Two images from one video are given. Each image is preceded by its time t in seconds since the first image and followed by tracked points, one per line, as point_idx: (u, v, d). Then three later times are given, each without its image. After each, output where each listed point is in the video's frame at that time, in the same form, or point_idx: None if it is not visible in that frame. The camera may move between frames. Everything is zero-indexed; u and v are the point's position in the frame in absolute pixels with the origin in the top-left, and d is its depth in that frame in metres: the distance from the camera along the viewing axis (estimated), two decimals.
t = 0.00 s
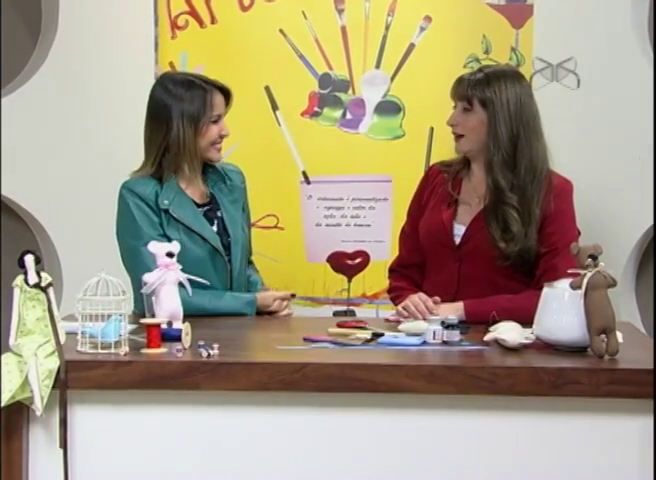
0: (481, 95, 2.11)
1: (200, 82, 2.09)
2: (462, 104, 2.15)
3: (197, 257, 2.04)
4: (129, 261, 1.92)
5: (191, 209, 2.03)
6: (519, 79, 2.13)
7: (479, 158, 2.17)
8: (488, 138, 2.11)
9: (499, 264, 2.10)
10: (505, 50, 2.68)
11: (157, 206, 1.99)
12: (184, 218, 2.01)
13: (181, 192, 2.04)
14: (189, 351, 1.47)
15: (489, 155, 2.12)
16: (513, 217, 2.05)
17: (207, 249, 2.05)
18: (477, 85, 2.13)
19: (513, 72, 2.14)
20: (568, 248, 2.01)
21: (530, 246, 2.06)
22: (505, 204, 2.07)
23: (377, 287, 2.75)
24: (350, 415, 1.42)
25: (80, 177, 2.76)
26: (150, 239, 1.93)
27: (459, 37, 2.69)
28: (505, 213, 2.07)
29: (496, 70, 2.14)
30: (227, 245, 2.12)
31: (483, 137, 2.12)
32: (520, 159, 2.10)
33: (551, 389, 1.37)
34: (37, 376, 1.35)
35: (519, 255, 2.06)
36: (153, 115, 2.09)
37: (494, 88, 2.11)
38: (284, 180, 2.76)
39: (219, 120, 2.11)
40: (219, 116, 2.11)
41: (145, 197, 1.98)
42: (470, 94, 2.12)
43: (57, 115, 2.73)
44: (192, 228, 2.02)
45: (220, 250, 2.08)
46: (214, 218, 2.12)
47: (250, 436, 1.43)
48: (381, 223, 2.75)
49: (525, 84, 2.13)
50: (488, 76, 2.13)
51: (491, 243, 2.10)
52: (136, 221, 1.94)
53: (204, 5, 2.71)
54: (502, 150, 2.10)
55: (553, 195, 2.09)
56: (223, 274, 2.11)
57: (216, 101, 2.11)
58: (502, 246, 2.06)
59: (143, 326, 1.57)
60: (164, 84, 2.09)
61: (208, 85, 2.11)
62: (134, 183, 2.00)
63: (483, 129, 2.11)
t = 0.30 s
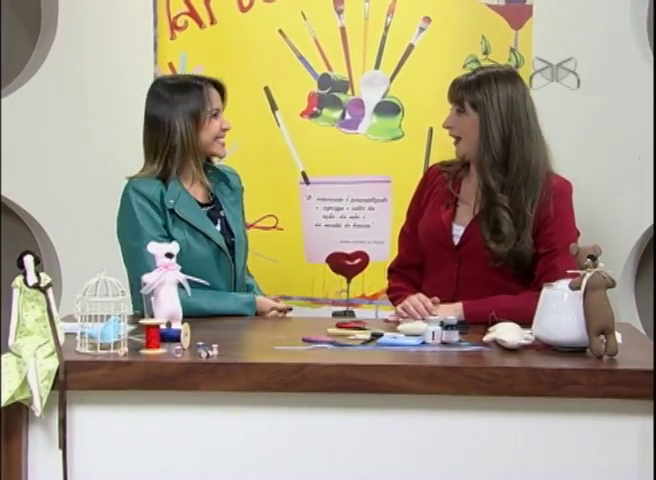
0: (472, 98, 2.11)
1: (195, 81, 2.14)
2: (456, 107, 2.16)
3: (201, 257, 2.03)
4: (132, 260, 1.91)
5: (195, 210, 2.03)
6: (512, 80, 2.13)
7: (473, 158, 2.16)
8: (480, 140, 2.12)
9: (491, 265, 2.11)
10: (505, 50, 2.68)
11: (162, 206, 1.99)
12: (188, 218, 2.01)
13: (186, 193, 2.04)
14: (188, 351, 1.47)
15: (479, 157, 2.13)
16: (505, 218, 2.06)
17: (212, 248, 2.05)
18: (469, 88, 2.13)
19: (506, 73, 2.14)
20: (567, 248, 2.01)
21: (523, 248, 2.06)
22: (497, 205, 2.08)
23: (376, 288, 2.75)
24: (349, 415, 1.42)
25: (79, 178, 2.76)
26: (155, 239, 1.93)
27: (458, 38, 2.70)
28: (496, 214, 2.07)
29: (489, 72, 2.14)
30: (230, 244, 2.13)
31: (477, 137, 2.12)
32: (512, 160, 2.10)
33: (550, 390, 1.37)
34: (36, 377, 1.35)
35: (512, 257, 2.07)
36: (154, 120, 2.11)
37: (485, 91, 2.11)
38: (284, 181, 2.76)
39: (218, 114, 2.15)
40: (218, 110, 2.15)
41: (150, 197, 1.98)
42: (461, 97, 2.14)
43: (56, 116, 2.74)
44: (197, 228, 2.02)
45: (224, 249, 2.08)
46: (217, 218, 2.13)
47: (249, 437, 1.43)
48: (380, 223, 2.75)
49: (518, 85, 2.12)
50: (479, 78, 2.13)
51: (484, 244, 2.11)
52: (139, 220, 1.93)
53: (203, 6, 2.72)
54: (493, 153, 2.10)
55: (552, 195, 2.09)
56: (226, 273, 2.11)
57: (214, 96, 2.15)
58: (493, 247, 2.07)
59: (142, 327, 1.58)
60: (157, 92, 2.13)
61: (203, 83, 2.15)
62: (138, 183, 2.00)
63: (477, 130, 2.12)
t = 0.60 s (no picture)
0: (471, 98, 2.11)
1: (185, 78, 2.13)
2: (454, 107, 2.16)
3: (191, 258, 2.04)
4: (124, 262, 1.92)
5: (184, 209, 2.02)
6: (511, 80, 2.13)
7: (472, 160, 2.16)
8: (479, 140, 2.12)
9: (491, 265, 2.11)
10: (504, 51, 2.68)
11: (151, 207, 1.99)
12: (177, 219, 2.00)
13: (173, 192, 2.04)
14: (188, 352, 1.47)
15: (477, 159, 2.13)
16: (502, 218, 2.06)
17: (201, 248, 2.05)
18: (468, 88, 2.14)
19: (503, 73, 2.14)
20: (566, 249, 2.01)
21: (522, 248, 2.06)
22: (495, 206, 2.08)
23: (376, 288, 2.75)
24: (348, 416, 1.42)
25: (78, 178, 2.76)
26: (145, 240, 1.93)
27: (458, 38, 2.70)
28: (494, 215, 2.07)
29: (487, 71, 2.14)
30: (219, 243, 2.14)
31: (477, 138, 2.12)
32: (511, 161, 2.10)
33: (550, 391, 1.37)
34: (35, 377, 1.35)
35: (511, 257, 2.07)
36: (142, 114, 2.11)
37: (484, 91, 2.12)
38: (284, 181, 2.76)
39: (209, 112, 2.14)
40: (208, 108, 2.14)
41: (138, 198, 1.98)
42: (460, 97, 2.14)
43: (55, 116, 2.74)
44: (186, 228, 2.02)
45: (214, 249, 2.08)
46: (207, 218, 2.14)
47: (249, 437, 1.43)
48: (380, 223, 2.75)
49: (517, 85, 2.13)
50: (478, 78, 2.13)
51: (482, 244, 2.11)
52: (130, 221, 1.94)
53: (203, 6, 2.72)
54: (491, 154, 2.10)
55: (551, 195, 2.09)
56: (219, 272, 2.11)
57: (205, 94, 2.14)
58: (491, 247, 2.07)
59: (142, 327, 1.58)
60: (149, 87, 2.13)
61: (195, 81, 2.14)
62: (125, 185, 2.00)
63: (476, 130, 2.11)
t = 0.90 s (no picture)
0: (475, 98, 2.11)
1: (187, 86, 2.08)
2: (455, 106, 2.15)
3: (181, 258, 2.04)
4: (114, 264, 1.93)
5: (169, 209, 2.03)
6: (511, 79, 2.13)
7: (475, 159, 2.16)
8: (483, 140, 2.12)
9: (493, 263, 2.11)
10: (503, 51, 2.68)
11: (137, 210, 1.99)
12: (164, 219, 2.01)
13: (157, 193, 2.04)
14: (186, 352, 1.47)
15: (483, 157, 2.12)
16: (507, 215, 2.06)
17: (189, 247, 2.06)
18: (473, 88, 2.12)
19: (503, 73, 2.14)
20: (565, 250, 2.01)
21: (523, 246, 2.06)
22: (500, 204, 2.08)
23: (375, 289, 2.75)
24: (347, 417, 1.42)
25: (77, 179, 2.76)
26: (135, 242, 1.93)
27: (457, 39, 2.70)
28: (499, 212, 2.07)
29: (486, 71, 2.13)
30: (203, 241, 2.13)
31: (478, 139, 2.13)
32: (514, 160, 2.10)
33: (548, 391, 1.37)
34: (34, 378, 1.36)
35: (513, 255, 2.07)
36: (137, 108, 2.08)
37: (487, 90, 2.11)
38: (283, 181, 2.76)
39: (199, 127, 2.08)
40: (199, 122, 2.08)
41: (124, 202, 1.98)
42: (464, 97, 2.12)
43: (54, 116, 2.73)
44: (172, 228, 2.02)
45: (201, 247, 2.08)
46: (191, 218, 2.13)
47: (248, 437, 1.43)
48: (379, 223, 2.76)
49: (516, 85, 2.13)
50: (479, 78, 2.12)
51: (484, 242, 2.11)
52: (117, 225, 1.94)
53: (202, 6, 2.71)
54: (496, 152, 2.09)
55: (549, 195, 2.09)
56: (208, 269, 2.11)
57: (201, 107, 2.08)
58: (496, 245, 2.08)
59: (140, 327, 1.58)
60: (153, 82, 2.09)
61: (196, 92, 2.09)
62: (108, 190, 1.99)
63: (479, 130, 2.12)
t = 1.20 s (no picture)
0: (482, 95, 2.11)
1: (176, 84, 2.06)
2: (458, 103, 2.15)
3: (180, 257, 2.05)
4: (113, 262, 1.94)
5: (170, 207, 2.02)
6: (516, 82, 2.15)
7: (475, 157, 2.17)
8: (486, 138, 2.12)
9: (491, 262, 2.10)
10: (503, 52, 2.68)
11: (137, 207, 2.00)
12: (165, 217, 2.01)
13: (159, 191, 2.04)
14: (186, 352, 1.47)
15: (486, 154, 2.12)
16: (507, 214, 2.06)
17: (189, 246, 2.07)
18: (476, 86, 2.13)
19: (507, 74, 2.15)
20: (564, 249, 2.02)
21: (522, 246, 2.06)
22: (500, 202, 2.07)
23: (374, 289, 2.74)
24: (347, 417, 1.41)
25: (76, 179, 2.76)
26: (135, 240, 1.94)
27: (457, 39, 2.70)
28: (499, 213, 2.07)
29: (493, 69, 2.14)
30: (204, 240, 2.13)
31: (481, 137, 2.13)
32: (516, 159, 2.10)
33: (548, 391, 1.37)
34: (34, 378, 1.36)
35: (511, 254, 2.06)
36: (131, 108, 2.08)
37: (494, 88, 2.12)
38: (282, 182, 2.75)
39: (189, 126, 2.07)
40: (189, 121, 2.07)
41: (124, 200, 1.99)
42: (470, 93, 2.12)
43: (54, 116, 2.73)
44: (173, 226, 2.02)
45: (201, 246, 2.09)
46: (193, 217, 2.13)
47: (248, 437, 1.43)
48: (378, 224, 2.76)
49: (521, 87, 2.14)
50: (487, 76, 2.13)
51: (483, 241, 2.10)
52: (117, 223, 1.95)
53: (202, 6, 2.71)
54: (500, 149, 2.10)
55: (547, 194, 2.10)
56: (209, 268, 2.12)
57: (191, 105, 2.07)
58: (496, 245, 2.07)
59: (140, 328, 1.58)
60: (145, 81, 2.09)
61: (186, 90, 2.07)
62: (110, 187, 2.01)
63: (481, 129, 2.12)
